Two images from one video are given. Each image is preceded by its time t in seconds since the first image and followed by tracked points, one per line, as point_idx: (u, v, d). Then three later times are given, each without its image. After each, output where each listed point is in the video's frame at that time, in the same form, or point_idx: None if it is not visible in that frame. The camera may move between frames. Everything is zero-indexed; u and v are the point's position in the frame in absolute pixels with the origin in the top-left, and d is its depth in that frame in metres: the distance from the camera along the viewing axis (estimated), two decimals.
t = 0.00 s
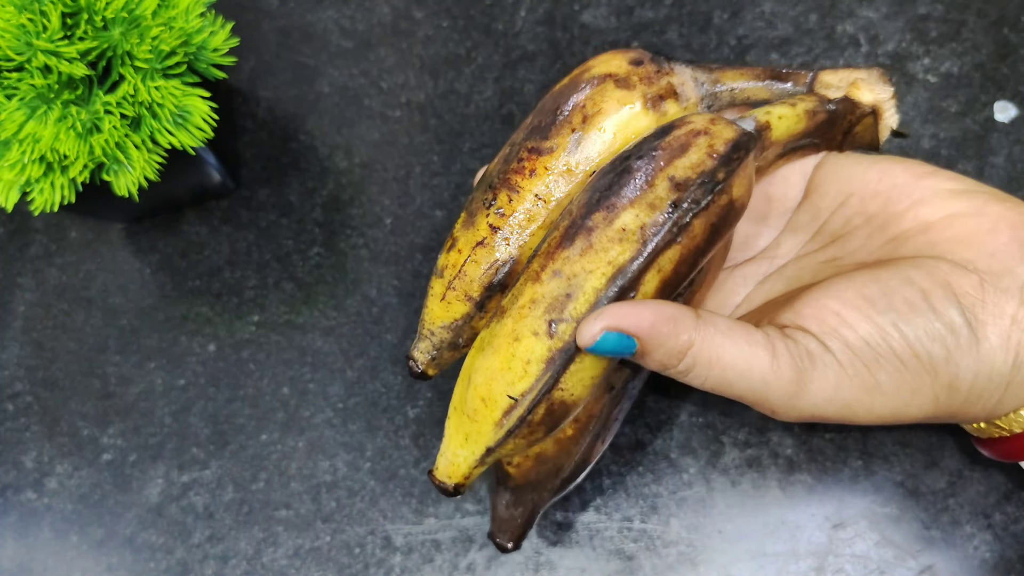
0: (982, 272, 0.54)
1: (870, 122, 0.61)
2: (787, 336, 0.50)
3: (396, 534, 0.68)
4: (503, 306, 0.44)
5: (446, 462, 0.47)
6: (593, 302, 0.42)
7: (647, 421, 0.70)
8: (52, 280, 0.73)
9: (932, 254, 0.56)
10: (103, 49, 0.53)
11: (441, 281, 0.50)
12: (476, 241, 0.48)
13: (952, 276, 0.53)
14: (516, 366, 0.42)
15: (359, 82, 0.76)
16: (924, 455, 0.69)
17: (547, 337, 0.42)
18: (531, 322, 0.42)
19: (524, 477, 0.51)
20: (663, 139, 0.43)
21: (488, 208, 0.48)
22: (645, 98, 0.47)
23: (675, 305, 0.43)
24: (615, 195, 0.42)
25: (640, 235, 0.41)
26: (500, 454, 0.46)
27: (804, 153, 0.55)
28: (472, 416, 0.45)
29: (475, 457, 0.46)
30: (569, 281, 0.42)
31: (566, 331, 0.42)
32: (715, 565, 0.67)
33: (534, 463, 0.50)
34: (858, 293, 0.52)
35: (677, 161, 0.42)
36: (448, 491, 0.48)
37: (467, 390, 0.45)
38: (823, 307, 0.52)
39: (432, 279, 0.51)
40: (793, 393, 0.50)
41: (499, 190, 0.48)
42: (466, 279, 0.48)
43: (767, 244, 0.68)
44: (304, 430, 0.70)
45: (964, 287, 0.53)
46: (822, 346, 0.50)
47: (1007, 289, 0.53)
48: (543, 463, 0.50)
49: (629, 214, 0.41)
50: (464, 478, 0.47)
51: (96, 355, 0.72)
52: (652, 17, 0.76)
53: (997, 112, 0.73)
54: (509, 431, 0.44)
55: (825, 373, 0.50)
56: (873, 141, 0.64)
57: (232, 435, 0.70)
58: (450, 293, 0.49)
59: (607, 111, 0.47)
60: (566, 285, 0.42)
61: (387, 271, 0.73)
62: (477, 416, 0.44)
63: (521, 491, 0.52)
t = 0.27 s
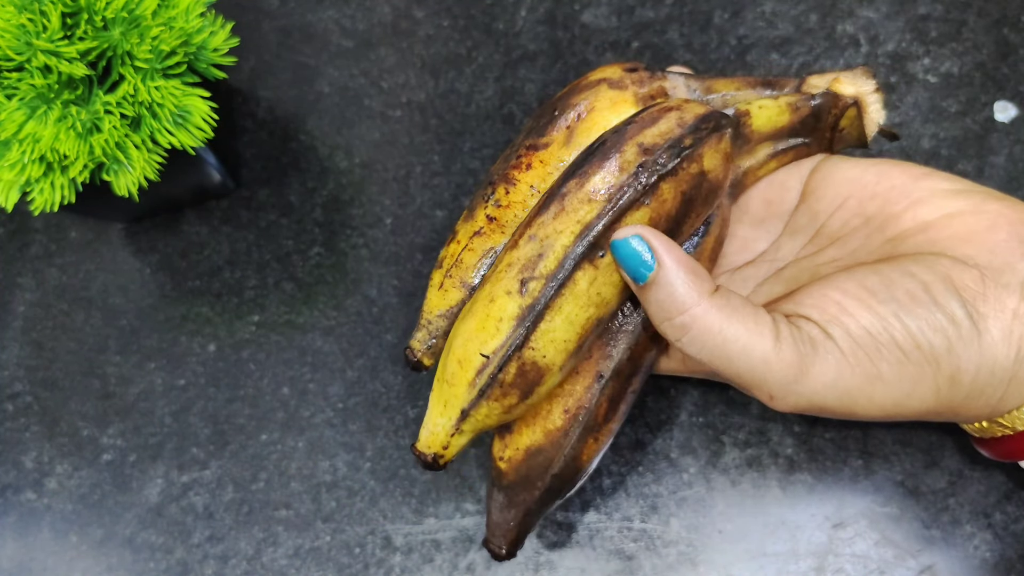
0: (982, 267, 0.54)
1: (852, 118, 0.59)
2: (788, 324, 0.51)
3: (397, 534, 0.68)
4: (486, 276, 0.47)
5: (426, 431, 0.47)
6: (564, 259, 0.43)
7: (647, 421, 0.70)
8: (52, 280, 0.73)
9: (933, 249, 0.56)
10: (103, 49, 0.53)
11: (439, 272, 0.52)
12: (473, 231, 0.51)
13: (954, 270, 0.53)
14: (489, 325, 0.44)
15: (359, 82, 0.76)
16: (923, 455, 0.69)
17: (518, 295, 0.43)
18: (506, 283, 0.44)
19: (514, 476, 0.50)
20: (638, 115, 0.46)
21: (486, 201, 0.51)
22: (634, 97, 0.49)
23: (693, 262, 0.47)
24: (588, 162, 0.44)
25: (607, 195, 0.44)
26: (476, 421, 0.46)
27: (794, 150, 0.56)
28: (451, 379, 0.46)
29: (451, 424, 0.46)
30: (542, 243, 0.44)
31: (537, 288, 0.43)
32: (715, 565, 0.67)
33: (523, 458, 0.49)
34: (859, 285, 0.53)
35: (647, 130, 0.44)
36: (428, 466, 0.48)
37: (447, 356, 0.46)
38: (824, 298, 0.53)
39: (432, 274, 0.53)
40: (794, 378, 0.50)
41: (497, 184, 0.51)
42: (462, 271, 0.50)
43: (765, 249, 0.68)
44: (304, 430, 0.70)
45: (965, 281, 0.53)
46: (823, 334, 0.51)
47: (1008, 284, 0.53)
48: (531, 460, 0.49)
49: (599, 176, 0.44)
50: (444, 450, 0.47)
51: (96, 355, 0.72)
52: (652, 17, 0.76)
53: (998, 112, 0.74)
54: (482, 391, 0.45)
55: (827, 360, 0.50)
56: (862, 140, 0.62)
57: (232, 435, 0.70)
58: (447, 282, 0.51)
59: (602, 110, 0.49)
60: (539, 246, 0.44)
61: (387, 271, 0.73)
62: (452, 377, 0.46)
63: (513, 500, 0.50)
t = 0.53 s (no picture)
0: (982, 245, 0.56)
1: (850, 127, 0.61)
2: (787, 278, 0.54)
3: (397, 534, 0.68)
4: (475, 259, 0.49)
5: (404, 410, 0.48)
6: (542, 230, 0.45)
7: (646, 421, 0.70)
8: (52, 281, 0.73)
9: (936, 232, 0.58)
10: (103, 49, 0.53)
11: (442, 276, 0.54)
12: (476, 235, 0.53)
13: (957, 245, 0.55)
14: (468, 295, 0.46)
15: (359, 83, 0.76)
16: (923, 455, 0.69)
17: (497, 265, 0.45)
18: (489, 256, 0.46)
19: (497, 480, 0.50)
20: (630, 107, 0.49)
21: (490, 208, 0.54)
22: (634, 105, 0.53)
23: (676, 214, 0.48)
24: (578, 145, 0.47)
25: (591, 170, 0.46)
26: (450, 396, 0.46)
27: (794, 163, 0.58)
28: (430, 354, 0.47)
29: (426, 398, 0.47)
30: (526, 218, 0.46)
31: (514, 257, 0.45)
32: (715, 565, 0.68)
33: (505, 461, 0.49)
34: (860, 248, 0.55)
35: (634, 116, 0.47)
36: (404, 446, 0.49)
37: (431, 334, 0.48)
38: (824, 257, 0.55)
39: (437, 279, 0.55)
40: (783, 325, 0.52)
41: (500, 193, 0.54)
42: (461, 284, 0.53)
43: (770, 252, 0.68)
44: (304, 430, 0.70)
45: (967, 255, 0.55)
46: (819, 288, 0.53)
47: (1010, 264, 0.55)
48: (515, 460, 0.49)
49: (586, 155, 0.47)
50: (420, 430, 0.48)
51: (96, 355, 0.72)
52: (652, 18, 0.76)
53: (997, 112, 0.74)
54: (456, 360, 0.45)
55: (820, 313, 0.52)
56: (863, 151, 0.64)
57: (232, 435, 0.70)
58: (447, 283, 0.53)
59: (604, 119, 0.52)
60: (523, 220, 0.46)
61: (387, 271, 0.73)
62: (432, 348, 0.47)
63: (495, 506, 0.50)
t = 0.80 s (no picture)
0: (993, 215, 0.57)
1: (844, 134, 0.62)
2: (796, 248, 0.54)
3: (397, 534, 0.68)
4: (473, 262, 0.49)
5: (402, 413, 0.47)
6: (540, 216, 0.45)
7: (646, 421, 0.70)
8: (52, 281, 0.73)
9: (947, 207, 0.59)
10: (103, 49, 0.53)
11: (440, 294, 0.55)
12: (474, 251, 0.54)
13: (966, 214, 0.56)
14: (467, 285, 0.46)
15: (359, 82, 0.76)
16: (923, 455, 0.69)
17: (496, 253, 0.46)
18: (489, 249, 0.47)
19: (501, 499, 0.49)
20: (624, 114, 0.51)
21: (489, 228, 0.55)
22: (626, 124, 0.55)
23: (675, 192, 0.48)
24: (576, 147, 0.49)
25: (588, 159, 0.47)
26: (449, 391, 0.45)
27: (793, 173, 0.60)
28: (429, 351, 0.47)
29: (425, 395, 0.46)
30: (525, 211, 0.47)
31: (513, 244, 0.45)
32: (715, 565, 0.68)
33: (510, 477, 0.49)
34: (868, 220, 0.56)
35: (630, 116, 0.50)
36: (400, 454, 0.46)
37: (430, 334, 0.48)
38: (832, 229, 0.56)
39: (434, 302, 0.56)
40: (793, 289, 0.52)
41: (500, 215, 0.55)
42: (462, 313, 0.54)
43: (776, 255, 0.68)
44: (304, 430, 0.70)
45: (979, 223, 0.56)
46: (828, 256, 0.54)
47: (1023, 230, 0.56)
48: (520, 473, 0.48)
49: (583, 150, 0.48)
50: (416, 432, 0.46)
51: (96, 355, 0.72)
52: (652, 17, 0.76)
53: (998, 112, 0.74)
54: (455, 350, 0.44)
55: (830, 277, 0.53)
56: (857, 152, 0.63)
57: (232, 435, 0.70)
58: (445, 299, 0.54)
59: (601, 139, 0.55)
60: (521, 213, 0.47)
61: (387, 271, 0.73)
62: (431, 344, 0.47)
63: (499, 527, 0.49)
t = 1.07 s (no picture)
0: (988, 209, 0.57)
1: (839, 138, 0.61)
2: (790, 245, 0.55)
3: (397, 534, 0.68)
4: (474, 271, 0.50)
5: (410, 419, 0.46)
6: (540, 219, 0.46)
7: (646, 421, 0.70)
8: (53, 281, 0.73)
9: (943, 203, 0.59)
10: (103, 49, 0.53)
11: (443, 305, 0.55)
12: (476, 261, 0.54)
13: (959, 209, 0.57)
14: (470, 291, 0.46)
15: (359, 83, 0.76)
16: (923, 455, 0.69)
17: (498, 258, 0.46)
18: (490, 256, 0.47)
19: (511, 505, 0.49)
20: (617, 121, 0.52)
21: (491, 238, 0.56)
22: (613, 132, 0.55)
23: (669, 194, 0.49)
24: (573, 154, 0.50)
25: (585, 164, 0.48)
26: (456, 395, 0.45)
27: (787, 176, 0.60)
28: (434, 358, 0.47)
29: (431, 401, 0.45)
30: (524, 216, 0.47)
31: (514, 248, 0.46)
32: (715, 565, 0.68)
33: (521, 482, 0.49)
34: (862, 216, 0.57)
35: (624, 123, 0.50)
36: (409, 460, 0.46)
37: (434, 341, 0.48)
38: (826, 225, 0.56)
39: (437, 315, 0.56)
40: (786, 283, 0.52)
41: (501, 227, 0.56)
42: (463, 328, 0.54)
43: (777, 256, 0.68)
44: (304, 429, 0.70)
45: (973, 217, 0.56)
46: (822, 251, 0.54)
47: (1018, 223, 0.56)
48: (530, 478, 0.49)
49: (580, 155, 0.49)
50: (425, 440, 0.45)
51: (97, 355, 0.72)
52: (652, 18, 0.76)
53: (997, 112, 0.74)
54: (459, 354, 0.44)
55: (824, 272, 0.53)
56: (848, 152, 0.61)
57: (233, 435, 0.70)
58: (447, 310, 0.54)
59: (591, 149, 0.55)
60: (521, 218, 0.47)
61: (387, 271, 0.73)
62: (436, 350, 0.47)
63: (511, 532, 0.49)
